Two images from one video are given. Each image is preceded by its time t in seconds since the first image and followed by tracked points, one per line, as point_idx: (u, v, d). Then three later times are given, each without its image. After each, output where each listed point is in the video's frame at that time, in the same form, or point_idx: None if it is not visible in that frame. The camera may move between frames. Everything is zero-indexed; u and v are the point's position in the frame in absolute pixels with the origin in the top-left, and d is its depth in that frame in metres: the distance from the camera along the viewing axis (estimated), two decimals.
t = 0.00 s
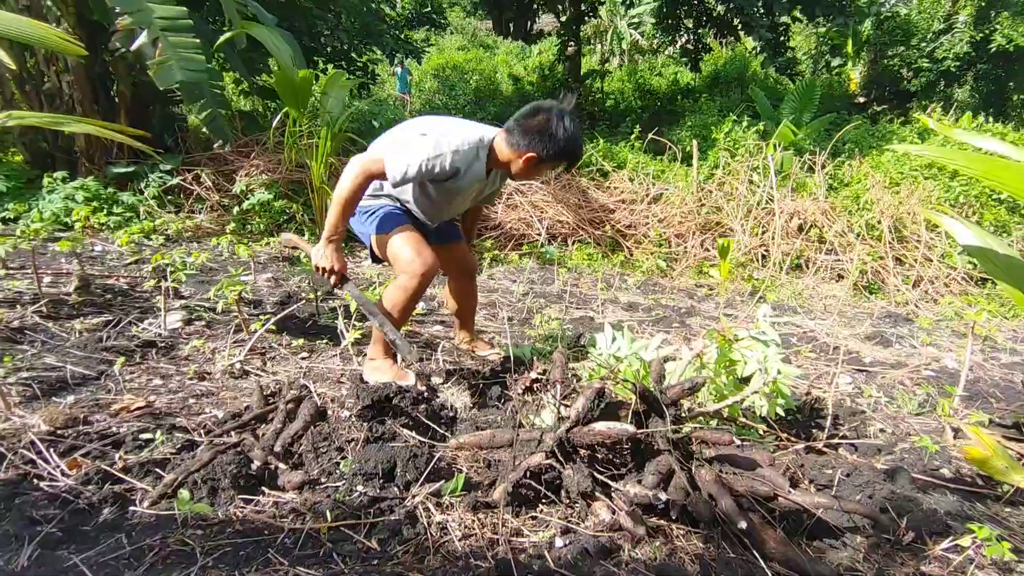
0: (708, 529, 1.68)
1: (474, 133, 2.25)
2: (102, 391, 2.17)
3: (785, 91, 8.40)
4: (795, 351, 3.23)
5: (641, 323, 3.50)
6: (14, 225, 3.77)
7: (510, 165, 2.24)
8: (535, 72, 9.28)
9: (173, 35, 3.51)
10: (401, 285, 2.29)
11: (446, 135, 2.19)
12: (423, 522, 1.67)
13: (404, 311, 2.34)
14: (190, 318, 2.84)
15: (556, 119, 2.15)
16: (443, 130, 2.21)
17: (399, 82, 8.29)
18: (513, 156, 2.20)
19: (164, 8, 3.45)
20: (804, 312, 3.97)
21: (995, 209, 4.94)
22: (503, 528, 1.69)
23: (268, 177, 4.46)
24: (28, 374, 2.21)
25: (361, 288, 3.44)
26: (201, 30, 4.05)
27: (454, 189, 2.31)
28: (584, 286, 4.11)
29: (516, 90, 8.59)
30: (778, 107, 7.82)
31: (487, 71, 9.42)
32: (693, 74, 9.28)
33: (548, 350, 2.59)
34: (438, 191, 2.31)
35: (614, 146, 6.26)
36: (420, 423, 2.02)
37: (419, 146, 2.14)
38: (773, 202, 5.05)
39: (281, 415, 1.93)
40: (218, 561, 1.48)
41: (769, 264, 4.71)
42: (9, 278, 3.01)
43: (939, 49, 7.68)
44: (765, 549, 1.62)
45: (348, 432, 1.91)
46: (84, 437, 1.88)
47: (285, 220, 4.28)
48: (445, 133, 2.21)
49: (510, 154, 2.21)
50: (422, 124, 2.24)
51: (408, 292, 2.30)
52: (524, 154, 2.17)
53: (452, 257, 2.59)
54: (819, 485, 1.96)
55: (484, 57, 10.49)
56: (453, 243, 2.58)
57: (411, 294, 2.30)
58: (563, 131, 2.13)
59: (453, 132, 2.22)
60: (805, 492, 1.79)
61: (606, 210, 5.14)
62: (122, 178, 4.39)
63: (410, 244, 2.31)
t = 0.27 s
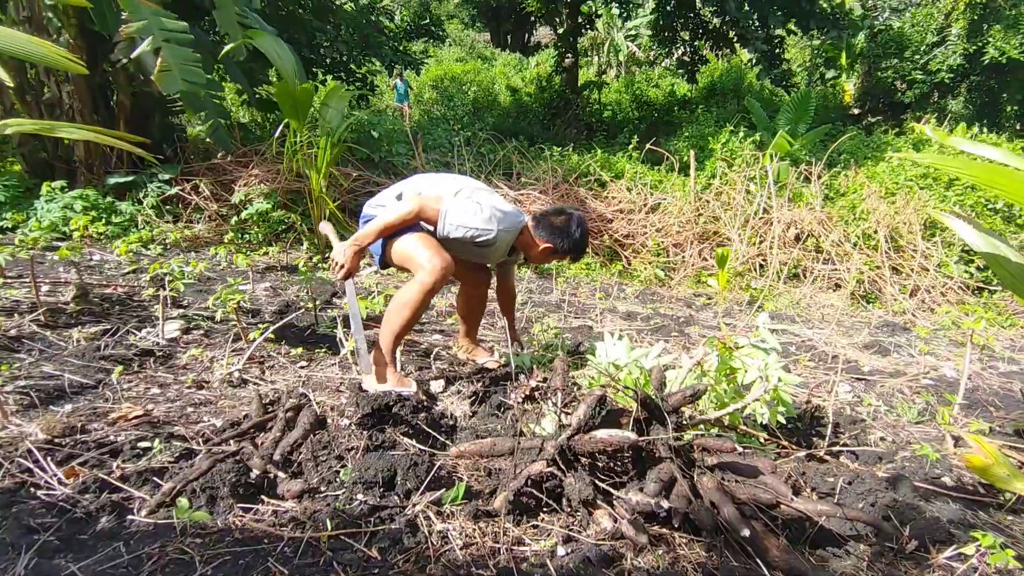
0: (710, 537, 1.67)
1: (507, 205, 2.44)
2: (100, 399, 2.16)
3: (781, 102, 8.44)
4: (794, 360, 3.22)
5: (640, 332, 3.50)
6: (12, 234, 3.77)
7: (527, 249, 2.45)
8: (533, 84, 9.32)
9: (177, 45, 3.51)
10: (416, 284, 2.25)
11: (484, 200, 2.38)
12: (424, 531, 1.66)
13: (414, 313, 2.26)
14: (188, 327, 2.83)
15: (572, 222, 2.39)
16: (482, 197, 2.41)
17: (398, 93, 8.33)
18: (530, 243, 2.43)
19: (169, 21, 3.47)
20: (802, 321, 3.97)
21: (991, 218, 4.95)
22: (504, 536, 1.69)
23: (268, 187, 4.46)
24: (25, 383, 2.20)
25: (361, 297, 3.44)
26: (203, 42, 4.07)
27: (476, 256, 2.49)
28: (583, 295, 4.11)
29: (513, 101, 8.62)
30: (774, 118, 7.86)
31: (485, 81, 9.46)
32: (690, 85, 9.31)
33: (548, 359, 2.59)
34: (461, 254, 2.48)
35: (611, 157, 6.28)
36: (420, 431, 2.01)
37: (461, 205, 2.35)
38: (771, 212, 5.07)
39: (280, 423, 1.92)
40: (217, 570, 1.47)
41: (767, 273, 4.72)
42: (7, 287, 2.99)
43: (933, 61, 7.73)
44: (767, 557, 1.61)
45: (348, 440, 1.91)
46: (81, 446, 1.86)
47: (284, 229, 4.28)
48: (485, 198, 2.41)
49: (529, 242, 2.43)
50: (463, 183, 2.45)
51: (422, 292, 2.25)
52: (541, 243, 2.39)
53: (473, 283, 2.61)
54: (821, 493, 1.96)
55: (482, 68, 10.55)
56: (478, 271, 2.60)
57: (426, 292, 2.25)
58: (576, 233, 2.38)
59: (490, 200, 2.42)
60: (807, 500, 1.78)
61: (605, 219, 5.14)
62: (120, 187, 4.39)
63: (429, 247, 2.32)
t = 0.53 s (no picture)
0: (714, 545, 1.67)
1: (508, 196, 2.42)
2: (102, 405, 2.16)
3: (782, 110, 8.46)
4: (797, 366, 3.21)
5: (642, 339, 3.49)
6: (16, 241, 3.78)
7: (528, 238, 2.46)
8: (534, 92, 9.35)
9: (185, 51, 3.53)
10: (422, 287, 2.25)
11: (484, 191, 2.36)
12: (426, 538, 1.66)
13: (420, 318, 2.26)
14: (191, 334, 2.83)
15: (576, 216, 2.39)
16: (483, 187, 2.39)
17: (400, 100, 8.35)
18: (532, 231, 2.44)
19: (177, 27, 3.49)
20: (804, 328, 3.96)
21: (993, 225, 4.94)
22: (507, 544, 1.69)
23: (271, 194, 4.47)
24: (28, 389, 2.20)
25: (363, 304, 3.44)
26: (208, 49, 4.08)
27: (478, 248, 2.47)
28: (585, 302, 4.10)
29: (515, 109, 8.64)
30: (775, 125, 7.86)
31: (487, 90, 9.49)
32: (691, 93, 9.33)
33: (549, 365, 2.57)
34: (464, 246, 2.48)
35: (613, 164, 6.28)
36: (422, 438, 2.01)
37: (461, 197, 2.34)
38: (773, 219, 5.06)
39: (282, 429, 1.92)
40: None
41: (769, 280, 4.71)
42: (10, 294, 3.00)
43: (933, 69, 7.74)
44: (772, 565, 1.61)
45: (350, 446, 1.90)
46: (83, 452, 1.86)
47: (286, 236, 4.29)
48: (485, 189, 2.39)
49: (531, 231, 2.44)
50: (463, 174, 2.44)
51: (429, 294, 2.24)
52: (542, 224, 2.40)
53: (478, 276, 2.63)
54: (826, 500, 1.95)
55: (485, 76, 10.58)
56: (482, 266, 2.62)
57: (432, 295, 2.24)
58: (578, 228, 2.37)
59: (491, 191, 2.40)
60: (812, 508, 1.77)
61: (606, 226, 5.14)
62: (124, 194, 4.40)
63: (436, 247, 2.32)
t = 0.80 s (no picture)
0: (719, 548, 1.66)
1: (499, 138, 2.29)
2: (103, 405, 2.15)
3: (784, 113, 8.44)
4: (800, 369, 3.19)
5: (644, 341, 3.47)
6: (19, 241, 3.78)
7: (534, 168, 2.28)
8: (537, 94, 9.34)
9: (195, 51, 3.58)
10: (408, 273, 2.24)
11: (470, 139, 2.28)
12: (429, 540, 1.67)
13: (412, 305, 2.26)
14: (193, 334, 2.82)
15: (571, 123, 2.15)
16: (468, 136, 2.31)
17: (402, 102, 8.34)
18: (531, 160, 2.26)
19: (184, 28, 3.57)
20: (807, 331, 3.94)
21: (997, 229, 4.92)
22: (511, 546, 1.71)
23: (273, 195, 4.47)
24: (29, 388, 2.19)
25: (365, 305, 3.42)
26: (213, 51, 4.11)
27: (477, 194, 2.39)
28: (587, 304, 4.09)
29: (517, 111, 8.63)
30: (777, 128, 7.84)
31: (489, 92, 9.48)
32: (693, 96, 9.31)
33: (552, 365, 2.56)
34: (462, 200, 2.41)
35: (616, 166, 6.27)
36: (424, 439, 2.00)
37: (445, 150, 2.28)
38: (775, 222, 5.04)
39: (283, 429, 1.91)
40: None
41: (772, 283, 4.69)
42: (11, 293, 2.99)
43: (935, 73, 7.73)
44: (778, 568, 1.60)
45: (352, 447, 1.89)
46: (84, 451, 1.85)
47: (288, 237, 4.28)
48: (473, 140, 2.29)
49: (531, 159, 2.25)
50: (451, 131, 2.35)
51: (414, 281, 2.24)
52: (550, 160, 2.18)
53: (476, 267, 2.56)
54: (831, 503, 1.94)
55: (487, 78, 10.57)
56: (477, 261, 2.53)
57: (417, 281, 2.24)
58: (577, 136, 2.13)
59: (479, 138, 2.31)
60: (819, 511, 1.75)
61: (608, 229, 5.13)
62: (126, 194, 4.40)
63: (422, 230, 2.29)
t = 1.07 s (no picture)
0: (721, 550, 1.66)
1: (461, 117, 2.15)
2: (103, 403, 2.14)
3: (786, 115, 8.42)
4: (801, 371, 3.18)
5: (645, 342, 3.46)
6: (19, 239, 3.77)
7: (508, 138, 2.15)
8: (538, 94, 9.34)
9: (194, 52, 3.54)
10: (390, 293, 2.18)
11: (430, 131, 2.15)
12: (429, 541, 1.67)
13: (399, 323, 2.21)
14: (193, 333, 2.81)
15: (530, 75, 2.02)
16: (431, 124, 2.18)
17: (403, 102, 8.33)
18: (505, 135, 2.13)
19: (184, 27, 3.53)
20: (809, 333, 3.93)
21: (999, 231, 4.91)
22: (511, 548, 1.70)
23: (274, 194, 4.46)
24: (29, 386, 2.18)
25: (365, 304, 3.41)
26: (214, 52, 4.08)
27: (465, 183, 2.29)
28: (588, 305, 4.08)
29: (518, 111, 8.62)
30: (779, 130, 7.83)
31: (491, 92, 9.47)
32: (695, 97, 9.29)
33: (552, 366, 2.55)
34: (442, 191, 2.30)
35: (617, 167, 6.26)
36: (424, 438, 2.00)
37: (408, 146, 2.17)
38: (777, 223, 5.03)
39: (283, 429, 1.90)
40: None
41: (773, 284, 4.68)
42: (11, 291, 2.98)
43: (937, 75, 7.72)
44: (780, 571, 1.59)
45: (352, 447, 1.89)
46: (84, 450, 1.85)
47: (289, 236, 4.27)
48: (434, 126, 2.17)
49: (504, 131, 2.12)
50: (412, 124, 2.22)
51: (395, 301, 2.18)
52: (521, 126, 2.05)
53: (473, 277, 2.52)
54: (833, 506, 1.93)
55: (488, 78, 10.55)
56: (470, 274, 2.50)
57: (399, 302, 2.18)
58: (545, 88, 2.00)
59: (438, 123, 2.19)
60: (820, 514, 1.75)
61: (609, 229, 5.12)
62: (127, 193, 4.39)
63: (404, 247, 2.22)
